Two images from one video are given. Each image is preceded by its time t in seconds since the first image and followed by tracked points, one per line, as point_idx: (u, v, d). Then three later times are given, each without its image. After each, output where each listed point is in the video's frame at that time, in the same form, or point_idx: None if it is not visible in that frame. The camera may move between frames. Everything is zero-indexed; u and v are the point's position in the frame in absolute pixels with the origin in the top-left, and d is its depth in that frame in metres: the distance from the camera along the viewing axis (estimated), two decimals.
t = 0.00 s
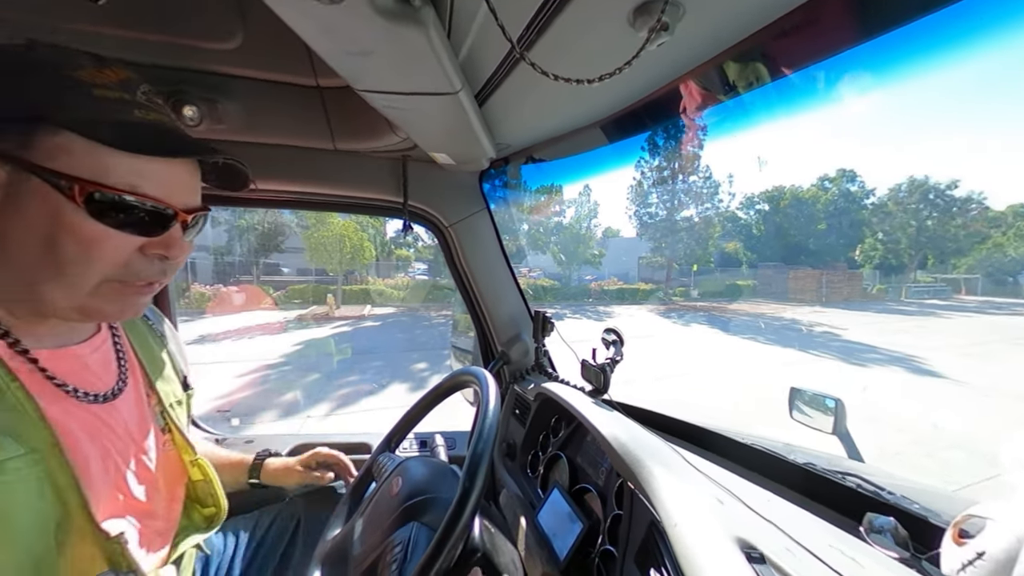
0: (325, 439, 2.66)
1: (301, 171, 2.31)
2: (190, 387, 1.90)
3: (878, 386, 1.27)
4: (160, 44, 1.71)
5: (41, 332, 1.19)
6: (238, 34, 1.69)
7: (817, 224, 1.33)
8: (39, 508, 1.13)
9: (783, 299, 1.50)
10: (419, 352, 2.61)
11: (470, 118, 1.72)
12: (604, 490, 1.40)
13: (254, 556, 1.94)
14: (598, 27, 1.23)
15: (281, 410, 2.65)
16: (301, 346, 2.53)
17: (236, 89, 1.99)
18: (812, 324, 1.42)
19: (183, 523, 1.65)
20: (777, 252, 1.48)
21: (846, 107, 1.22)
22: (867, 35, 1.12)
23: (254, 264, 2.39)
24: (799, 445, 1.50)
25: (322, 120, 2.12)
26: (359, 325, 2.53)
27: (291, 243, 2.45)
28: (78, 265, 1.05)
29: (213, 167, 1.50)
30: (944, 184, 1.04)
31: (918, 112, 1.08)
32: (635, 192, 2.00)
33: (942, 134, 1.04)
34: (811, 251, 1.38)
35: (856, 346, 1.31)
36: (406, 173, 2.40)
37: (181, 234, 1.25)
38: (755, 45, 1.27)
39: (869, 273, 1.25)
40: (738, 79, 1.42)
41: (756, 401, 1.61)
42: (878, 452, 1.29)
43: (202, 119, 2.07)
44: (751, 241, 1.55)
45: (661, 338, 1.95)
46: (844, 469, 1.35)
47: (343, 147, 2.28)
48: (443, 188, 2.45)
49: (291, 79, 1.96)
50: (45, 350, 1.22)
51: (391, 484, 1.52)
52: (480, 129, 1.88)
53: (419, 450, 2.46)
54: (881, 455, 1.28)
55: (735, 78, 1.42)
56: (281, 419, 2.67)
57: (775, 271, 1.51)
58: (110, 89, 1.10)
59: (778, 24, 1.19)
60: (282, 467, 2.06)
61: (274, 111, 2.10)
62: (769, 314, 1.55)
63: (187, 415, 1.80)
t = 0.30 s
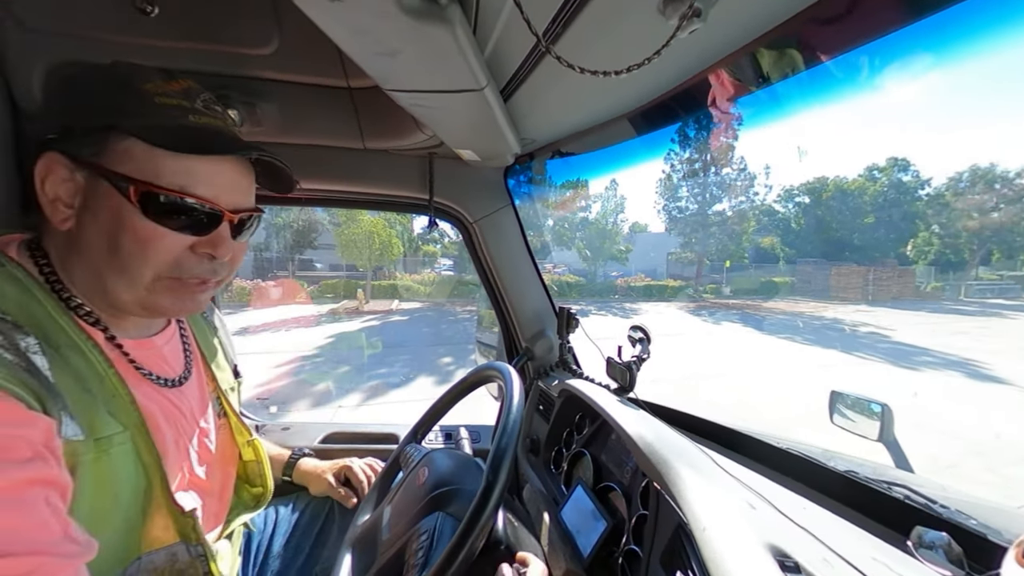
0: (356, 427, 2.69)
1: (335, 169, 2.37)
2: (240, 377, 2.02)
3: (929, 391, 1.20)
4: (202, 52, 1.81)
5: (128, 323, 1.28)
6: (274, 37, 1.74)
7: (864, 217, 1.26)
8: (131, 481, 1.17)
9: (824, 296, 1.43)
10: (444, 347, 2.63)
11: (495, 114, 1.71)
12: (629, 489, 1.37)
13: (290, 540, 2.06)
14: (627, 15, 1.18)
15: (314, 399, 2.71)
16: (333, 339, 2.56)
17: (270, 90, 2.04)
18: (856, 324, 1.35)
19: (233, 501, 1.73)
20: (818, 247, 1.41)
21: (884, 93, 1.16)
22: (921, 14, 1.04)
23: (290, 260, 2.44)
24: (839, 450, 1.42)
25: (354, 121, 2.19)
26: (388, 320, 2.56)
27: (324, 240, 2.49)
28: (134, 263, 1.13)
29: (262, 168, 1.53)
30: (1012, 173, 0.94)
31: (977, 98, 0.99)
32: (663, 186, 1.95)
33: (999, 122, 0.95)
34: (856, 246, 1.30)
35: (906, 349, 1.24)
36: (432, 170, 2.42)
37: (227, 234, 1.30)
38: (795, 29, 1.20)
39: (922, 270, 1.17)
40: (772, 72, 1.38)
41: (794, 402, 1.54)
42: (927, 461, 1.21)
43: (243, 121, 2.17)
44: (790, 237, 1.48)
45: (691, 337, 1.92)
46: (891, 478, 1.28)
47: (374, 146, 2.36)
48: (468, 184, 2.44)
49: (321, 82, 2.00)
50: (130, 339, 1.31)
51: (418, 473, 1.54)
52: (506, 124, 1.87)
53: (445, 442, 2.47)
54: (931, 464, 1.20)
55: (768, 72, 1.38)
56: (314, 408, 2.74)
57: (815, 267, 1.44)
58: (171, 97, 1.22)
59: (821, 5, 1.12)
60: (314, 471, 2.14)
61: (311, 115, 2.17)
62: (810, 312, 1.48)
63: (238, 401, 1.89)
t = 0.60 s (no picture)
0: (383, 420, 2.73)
1: (361, 167, 2.40)
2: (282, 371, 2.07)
3: (988, 398, 1.09)
4: (235, 56, 1.98)
5: (182, 323, 1.33)
6: (306, 43, 1.93)
7: (913, 211, 1.15)
8: (177, 480, 1.21)
9: (866, 296, 1.33)
10: (467, 342, 2.62)
11: (519, 109, 1.68)
12: (653, 489, 1.34)
13: (324, 518, 2.13)
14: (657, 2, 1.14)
15: (341, 391, 2.75)
16: (360, 334, 2.58)
17: (305, 93, 2.19)
18: (904, 325, 1.24)
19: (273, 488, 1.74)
20: (861, 242, 1.31)
21: (941, 77, 1.08)
22: None
23: (320, 256, 2.47)
24: (881, 459, 1.37)
25: (380, 120, 2.26)
26: (413, 315, 2.58)
27: (353, 237, 2.52)
28: (179, 269, 1.18)
29: (305, 182, 1.50)
30: None
31: None
32: (692, 179, 1.90)
33: None
34: (904, 241, 1.20)
35: (960, 352, 1.13)
36: (457, 167, 2.42)
37: (265, 242, 1.30)
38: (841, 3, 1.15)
39: (981, 268, 1.06)
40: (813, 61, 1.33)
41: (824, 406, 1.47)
42: (980, 475, 1.13)
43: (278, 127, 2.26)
44: (830, 232, 1.39)
45: (718, 335, 1.86)
46: (937, 489, 1.23)
47: (399, 145, 2.38)
48: (493, 180, 2.44)
49: (346, 82, 2.13)
50: (182, 338, 1.36)
51: (441, 466, 1.53)
52: (529, 120, 1.84)
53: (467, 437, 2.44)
54: (984, 478, 1.12)
55: (811, 61, 1.33)
56: (343, 399, 2.78)
57: (857, 264, 1.34)
58: (220, 107, 1.26)
59: None
60: (343, 460, 2.18)
61: (339, 114, 2.27)
62: (850, 312, 1.39)
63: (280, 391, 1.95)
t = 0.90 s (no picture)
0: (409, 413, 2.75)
1: (388, 163, 2.42)
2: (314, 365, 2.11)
3: None
4: (272, 60, 2.05)
5: (216, 323, 1.34)
6: (336, 45, 2.00)
7: (974, 202, 1.08)
8: (212, 472, 1.24)
9: (918, 293, 1.25)
10: (491, 337, 2.60)
11: (545, 103, 1.65)
12: (681, 491, 1.30)
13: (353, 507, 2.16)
14: None
15: (369, 383, 2.78)
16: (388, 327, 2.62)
17: (337, 94, 2.24)
18: (960, 326, 1.15)
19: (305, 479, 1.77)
20: (913, 237, 1.23)
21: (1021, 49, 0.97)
22: None
23: (350, 252, 2.50)
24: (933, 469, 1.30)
25: (408, 119, 2.28)
26: (438, 310, 2.59)
27: (381, 233, 2.54)
28: (209, 271, 1.21)
29: (335, 185, 1.49)
30: None
31: None
32: (725, 171, 1.83)
33: None
34: (964, 236, 1.12)
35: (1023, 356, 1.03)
36: (481, 162, 2.41)
37: (293, 245, 1.31)
38: None
39: None
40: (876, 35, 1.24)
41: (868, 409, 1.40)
42: None
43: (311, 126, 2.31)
44: (878, 225, 1.31)
45: (753, 335, 1.78)
46: (999, 504, 1.15)
47: (426, 142, 2.38)
48: (518, 175, 2.41)
49: (375, 81, 2.16)
50: (215, 336, 1.38)
51: (465, 459, 1.53)
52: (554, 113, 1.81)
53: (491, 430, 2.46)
54: None
55: (873, 37, 1.24)
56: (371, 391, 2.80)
57: (909, 261, 1.26)
58: (250, 108, 1.27)
59: None
60: (373, 450, 2.21)
61: (367, 113, 2.29)
62: (899, 312, 1.31)
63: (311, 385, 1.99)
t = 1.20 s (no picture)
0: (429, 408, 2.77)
1: (408, 160, 2.43)
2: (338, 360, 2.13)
3: None
4: (301, 63, 2.12)
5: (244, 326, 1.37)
6: (360, 45, 2.04)
7: None
8: (250, 467, 1.26)
9: (967, 292, 1.18)
10: (509, 334, 2.60)
11: (565, 99, 1.62)
12: (702, 495, 1.27)
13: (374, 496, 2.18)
14: None
15: (391, 376, 2.79)
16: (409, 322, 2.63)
17: (359, 94, 2.27)
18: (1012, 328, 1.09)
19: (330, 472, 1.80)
20: (960, 232, 1.18)
21: None
22: None
23: (372, 249, 2.51)
24: (976, 480, 1.23)
25: (428, 115, 2.28)
26: (458, 306, 2.60)
27: (403, 230, 2.56)
28: (234, 280, 1.23)
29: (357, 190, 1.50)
30: None
31: None
32: (754, 164, 1.78)
33: None
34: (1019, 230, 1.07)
35: None
36: (501, 159, 2.39)
37: (315, 254, 1.30)
38: None
39: None
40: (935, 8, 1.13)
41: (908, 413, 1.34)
42: None
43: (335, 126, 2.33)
44: (921, 220, 1.25)
45: (774, 334, 1.76)
46: None
47: (446, 139, 2.37)
48: (538, 172, 2.39)
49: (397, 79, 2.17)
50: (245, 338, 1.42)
51: (484, 454, 1.52)
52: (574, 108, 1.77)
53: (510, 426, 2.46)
54: None
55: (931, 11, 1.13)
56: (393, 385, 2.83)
57: (957, 257, 1.20)
58: (270, 110, 1.27)
59: None
60: (395, 442, 2.22)
61: (388, 111, 2.30)
62: (943, 312, 1.25)
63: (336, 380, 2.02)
